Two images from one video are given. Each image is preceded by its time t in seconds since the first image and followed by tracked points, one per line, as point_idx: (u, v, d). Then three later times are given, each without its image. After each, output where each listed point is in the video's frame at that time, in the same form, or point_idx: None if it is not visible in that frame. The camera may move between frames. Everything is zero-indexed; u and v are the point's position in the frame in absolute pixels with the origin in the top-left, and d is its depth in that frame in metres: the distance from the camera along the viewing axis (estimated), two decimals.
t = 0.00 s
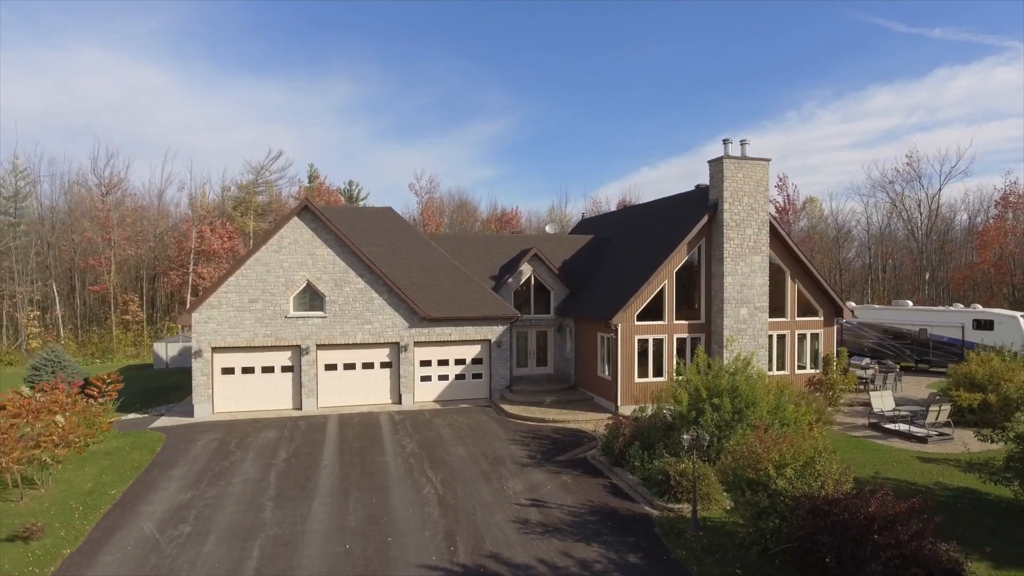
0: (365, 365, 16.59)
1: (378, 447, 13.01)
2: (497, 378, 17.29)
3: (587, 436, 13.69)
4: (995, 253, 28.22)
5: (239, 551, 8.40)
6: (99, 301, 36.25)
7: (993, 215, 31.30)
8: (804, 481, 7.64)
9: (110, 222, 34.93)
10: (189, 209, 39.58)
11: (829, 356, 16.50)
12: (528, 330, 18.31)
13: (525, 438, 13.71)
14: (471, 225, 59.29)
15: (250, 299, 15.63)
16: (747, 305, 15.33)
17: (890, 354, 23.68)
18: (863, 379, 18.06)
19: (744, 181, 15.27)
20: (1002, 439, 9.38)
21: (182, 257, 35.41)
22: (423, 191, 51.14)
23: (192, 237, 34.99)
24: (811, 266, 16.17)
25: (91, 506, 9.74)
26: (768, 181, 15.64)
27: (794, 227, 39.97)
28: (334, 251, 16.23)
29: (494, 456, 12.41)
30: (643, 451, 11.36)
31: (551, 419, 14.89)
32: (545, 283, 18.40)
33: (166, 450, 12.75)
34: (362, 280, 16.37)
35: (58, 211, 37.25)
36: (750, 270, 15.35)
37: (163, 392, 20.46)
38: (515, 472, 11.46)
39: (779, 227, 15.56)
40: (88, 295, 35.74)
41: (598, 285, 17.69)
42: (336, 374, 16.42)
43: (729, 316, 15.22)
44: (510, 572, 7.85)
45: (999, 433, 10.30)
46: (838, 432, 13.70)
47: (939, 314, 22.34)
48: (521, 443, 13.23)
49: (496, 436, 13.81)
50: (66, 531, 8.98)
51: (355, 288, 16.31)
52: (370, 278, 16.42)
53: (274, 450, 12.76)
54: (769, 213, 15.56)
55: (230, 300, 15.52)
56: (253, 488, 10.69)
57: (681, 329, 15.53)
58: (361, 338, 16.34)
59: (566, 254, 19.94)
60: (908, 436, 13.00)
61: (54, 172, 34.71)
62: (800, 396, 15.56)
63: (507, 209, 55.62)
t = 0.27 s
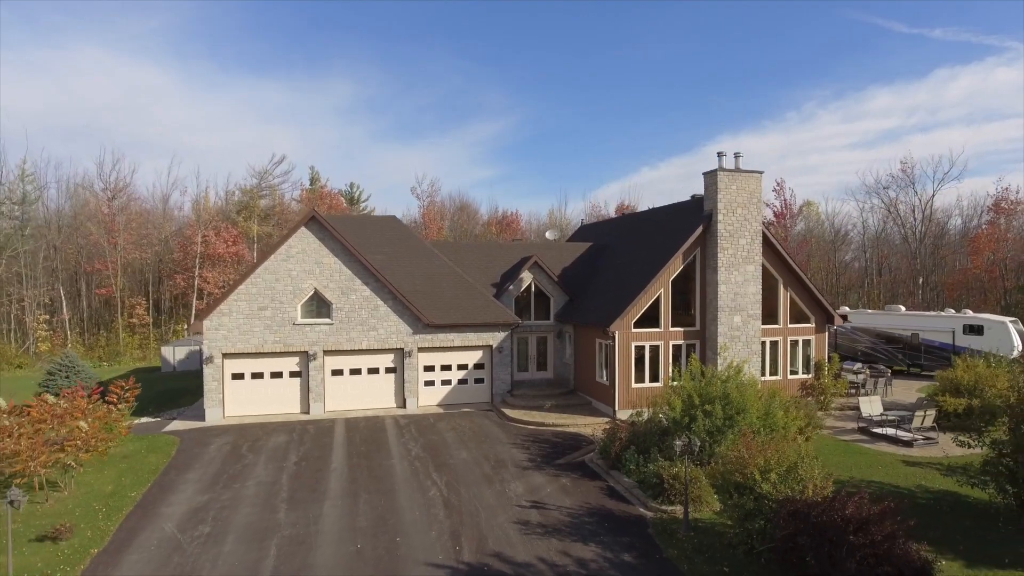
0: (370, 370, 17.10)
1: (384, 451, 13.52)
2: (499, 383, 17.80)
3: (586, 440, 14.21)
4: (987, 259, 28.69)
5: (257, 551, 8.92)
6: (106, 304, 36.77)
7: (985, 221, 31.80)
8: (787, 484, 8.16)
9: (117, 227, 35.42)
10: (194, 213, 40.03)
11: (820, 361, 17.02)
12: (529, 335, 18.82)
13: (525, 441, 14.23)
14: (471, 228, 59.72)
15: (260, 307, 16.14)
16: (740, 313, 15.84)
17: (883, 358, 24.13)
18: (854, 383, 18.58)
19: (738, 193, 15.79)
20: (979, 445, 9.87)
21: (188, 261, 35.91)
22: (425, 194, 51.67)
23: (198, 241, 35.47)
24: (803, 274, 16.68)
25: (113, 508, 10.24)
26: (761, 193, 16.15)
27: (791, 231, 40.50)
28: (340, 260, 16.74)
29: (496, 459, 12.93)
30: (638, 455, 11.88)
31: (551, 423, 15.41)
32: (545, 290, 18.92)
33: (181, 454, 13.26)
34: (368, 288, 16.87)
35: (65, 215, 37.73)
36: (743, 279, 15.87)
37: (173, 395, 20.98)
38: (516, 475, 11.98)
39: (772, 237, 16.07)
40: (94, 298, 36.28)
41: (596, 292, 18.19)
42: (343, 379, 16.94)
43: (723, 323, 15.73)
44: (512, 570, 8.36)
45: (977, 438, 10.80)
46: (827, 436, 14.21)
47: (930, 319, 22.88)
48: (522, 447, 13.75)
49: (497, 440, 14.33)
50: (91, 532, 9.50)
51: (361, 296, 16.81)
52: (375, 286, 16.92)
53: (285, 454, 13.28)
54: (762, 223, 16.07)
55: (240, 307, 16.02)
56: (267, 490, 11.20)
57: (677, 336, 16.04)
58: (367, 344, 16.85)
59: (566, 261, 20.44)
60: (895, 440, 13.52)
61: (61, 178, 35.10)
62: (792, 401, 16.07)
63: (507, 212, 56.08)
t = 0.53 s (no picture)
0: (376, 375, 17.71)
1: (391, 454, 14.12)
2: (500, 388, 18.40)
3: (584, 444, 14.81)
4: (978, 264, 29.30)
5: (276, 549, 9.52)
6: (113, 308, 37.40)
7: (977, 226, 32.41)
8: (771, 488, 8.76)
9: (124, 232, 36.04)
10: (199, 217, 40.61)
11: (811, 367, 17.64)
12: (529, 341, 19.43)
13: (526, 445, 14.83)
14: (471, 231, 60.32)
15: (270, 315, 16.73)
16: (733, 321, 16.45)
17: (874, 362, 24.79)
18: (844, 388, 19.18)
19: (731, 206, 16.40)
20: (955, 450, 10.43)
21: (194, 265, 36.51)
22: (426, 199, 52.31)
23: (204, 246, 36.08)
24: (794, 283, 17.30)
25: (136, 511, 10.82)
26: (753, 205, 16.75)
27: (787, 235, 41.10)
28: (348, 270, 17.34)
29: (498, 462, 13.53)
30: (633, 459, 12.48)
31: (551, 427, 16.01)
32: (545, 297, 19.53)
33: (197, 457, 13.86)
34: (374, 296, 17.47)
35: (72, 220, 38.34)
36: (736, 288, 16.48)
37: (183, 398, 21.58)
38: (518, 478, 12.58)
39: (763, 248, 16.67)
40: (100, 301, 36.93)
41: (594, 300, 18.80)
42: (350, 385, 17.54)
43: (716, 331, 16.34)
44: (514, 567, 8.96)
45: (954, 444, 11.40)
46: (815, 440, 14.82)
47: (921, 324, 23.48)
48: (523, 450, 14.35)
49: (499, 443, 14.93)
50: (118, 533, 10.10)
51: (367, 304, 17.41)
52: (381, 295, 17.52)
53: (296, 457, 13.88)
54: (754, 234, 16.68)
55: (251, 315, 16.61)
56: (281, 492, 11.80)
57: (672, 343, 16.65)
58: (373, 351, 17.45)
59: (565, 269, 21.03)
60: (880, 444, 14.12)
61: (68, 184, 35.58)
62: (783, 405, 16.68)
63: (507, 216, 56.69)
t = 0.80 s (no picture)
0: (382, 381, 18.38)
1: (398, 457, 14.80)
2: (501, 392, 19.08)
3: (582, 447, 15.49)
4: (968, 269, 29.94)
5: (293, 547, 10.21)
6: (121, 312, 38.09)
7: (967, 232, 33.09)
8: (754, 490, 9.43)
9: (132, 237, 36.75)
10: (205, 222, 41.31)
11: (801, 373, 18.31)
12: (530, 347, 20.11)
13: (527, 448, 15.51)
14: (471, 234, 60.98)
15: (281, 323, 17.40)
16: (725, 329, 17.12)
17: (865, 367, 25.35)
18: (834, 392, 19.86)
19: (724, 218, 17.07)
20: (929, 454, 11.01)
21: (200, 270, 37.24)
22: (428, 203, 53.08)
23: (210, 251, 36.81)
24: (783, 292, 17.99)
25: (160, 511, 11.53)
26: (745, 217, 17.42)
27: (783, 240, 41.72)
28: (355, 279, 18.02)
29: (500, 465, 14.20)
30: (629, 462, 13.15)
31: (550, 431, 16.69)
32: (544, 305, 20.20)
33: (213, 460, 14.54)
34: (380, 304, 18.15)
35: (80, 225, 39.04)
36: (728, 297, 17.16)
37: (194, 402, 22.26)
38: (518, 480, 13.27)
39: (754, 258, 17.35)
40: (109, 305, 37.61)
41: (592, 308, 19.48)
42: (357, 390, 18.22)
43: (709, 338, 17.01)
44: (516, 563, 9.65)
45: (930, 448, 12.07)
46: (803, 443, 15.50)
47: (911, 330, 24.09)
48: (524, 453, 15.03)
49: (501, 447, 15.61)
50: (144, 531, 10.82)
51: (374, 312, 18.09)
52: (387, 303, 18.20)
53: (308, 460, 14.56)
54: (745, 245, 17.35)
55: (263, 323, 17.28)
56: (296, 493, 12.48)
57: (667, 350, 17.32)
58: (379, 357, 18.13)
59: (564, 277, 21.71)
60: (864, 447, 14.80)
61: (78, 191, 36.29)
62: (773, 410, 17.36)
63: (507, 220, 57.36)
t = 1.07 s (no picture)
0: (389, 386, 19.14)
1: (406, 459, 15.55)
2: (504, 397, 19.82)
3: (582, 450, 16.24)
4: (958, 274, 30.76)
5: (312, 545, 10.98)
6: (129, 315, 38.85)
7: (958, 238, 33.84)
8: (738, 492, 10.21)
9: (140, 243, 37.51)
10: (211, 227, 42.08)
11: (791, 379, 19.07)
12: (531, 354, 20.85)
13: (529, 451, 16.26)
14: (472, 237, 61.72)
15: (293, 330, 18.15)
16: (719, 336, 17.87)
17: (857, 371, 26.08)
18: (824, 397, 20.61)
19: (717, 230, 17.83)
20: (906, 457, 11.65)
21: (208, 275, 38.01)
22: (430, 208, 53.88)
23: (218, 257, 37.60)
24: (775, 301, 18.73)
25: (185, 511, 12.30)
26: (737, 229, 18.17)
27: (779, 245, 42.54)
28: (363, 288, 18.77)
29: (503, 467, 14.96)
30: (625, 465, 13.88)
31: (550, 434, 17.44)
32: (545, 312, 20.95)
33: (230, 462, 15.29)
34: (387, 313, 18.89)
35: (89, 230, 39.79)
36: (721, 306, 17.91)
37: (206, 406, 22.99)
38: (520, 481, 14.02)
39: (746, 268, 18.10)
40: (118, 310, 38.38)
41: (591, 315, 20.23)
42: (365, 395, 18.97)
43: (703, 346, 17.76)
44: (520, 559, 10.41)
45: (909, 452, 12.82)
46: (792, 446, 16.25)
47: (900, 336, 24.83)
48: (526, 456, 15.78)
49: (504, 449, 16.37)
50: (172, 529, 11.58)
51: (381, 320, 18.84)
52: (394, 311, 18.94)
53: (320, 462, 15.32)
54: (738, 256, 18.11)
55: (275, 331, 18.03)
56: (311, 494, 13.23)
57: (662, 356, 18.07)
58: (386, 363, 18.88)
59: (564, 285, 22.46)
60: (850, 451, 15.54)
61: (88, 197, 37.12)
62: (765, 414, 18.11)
63: (508, 224, 58.19)
